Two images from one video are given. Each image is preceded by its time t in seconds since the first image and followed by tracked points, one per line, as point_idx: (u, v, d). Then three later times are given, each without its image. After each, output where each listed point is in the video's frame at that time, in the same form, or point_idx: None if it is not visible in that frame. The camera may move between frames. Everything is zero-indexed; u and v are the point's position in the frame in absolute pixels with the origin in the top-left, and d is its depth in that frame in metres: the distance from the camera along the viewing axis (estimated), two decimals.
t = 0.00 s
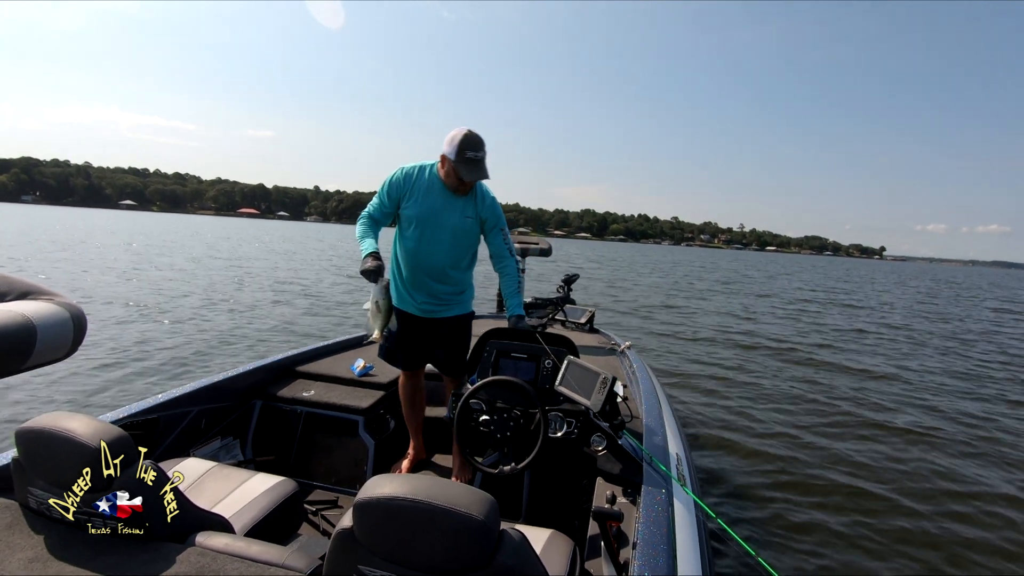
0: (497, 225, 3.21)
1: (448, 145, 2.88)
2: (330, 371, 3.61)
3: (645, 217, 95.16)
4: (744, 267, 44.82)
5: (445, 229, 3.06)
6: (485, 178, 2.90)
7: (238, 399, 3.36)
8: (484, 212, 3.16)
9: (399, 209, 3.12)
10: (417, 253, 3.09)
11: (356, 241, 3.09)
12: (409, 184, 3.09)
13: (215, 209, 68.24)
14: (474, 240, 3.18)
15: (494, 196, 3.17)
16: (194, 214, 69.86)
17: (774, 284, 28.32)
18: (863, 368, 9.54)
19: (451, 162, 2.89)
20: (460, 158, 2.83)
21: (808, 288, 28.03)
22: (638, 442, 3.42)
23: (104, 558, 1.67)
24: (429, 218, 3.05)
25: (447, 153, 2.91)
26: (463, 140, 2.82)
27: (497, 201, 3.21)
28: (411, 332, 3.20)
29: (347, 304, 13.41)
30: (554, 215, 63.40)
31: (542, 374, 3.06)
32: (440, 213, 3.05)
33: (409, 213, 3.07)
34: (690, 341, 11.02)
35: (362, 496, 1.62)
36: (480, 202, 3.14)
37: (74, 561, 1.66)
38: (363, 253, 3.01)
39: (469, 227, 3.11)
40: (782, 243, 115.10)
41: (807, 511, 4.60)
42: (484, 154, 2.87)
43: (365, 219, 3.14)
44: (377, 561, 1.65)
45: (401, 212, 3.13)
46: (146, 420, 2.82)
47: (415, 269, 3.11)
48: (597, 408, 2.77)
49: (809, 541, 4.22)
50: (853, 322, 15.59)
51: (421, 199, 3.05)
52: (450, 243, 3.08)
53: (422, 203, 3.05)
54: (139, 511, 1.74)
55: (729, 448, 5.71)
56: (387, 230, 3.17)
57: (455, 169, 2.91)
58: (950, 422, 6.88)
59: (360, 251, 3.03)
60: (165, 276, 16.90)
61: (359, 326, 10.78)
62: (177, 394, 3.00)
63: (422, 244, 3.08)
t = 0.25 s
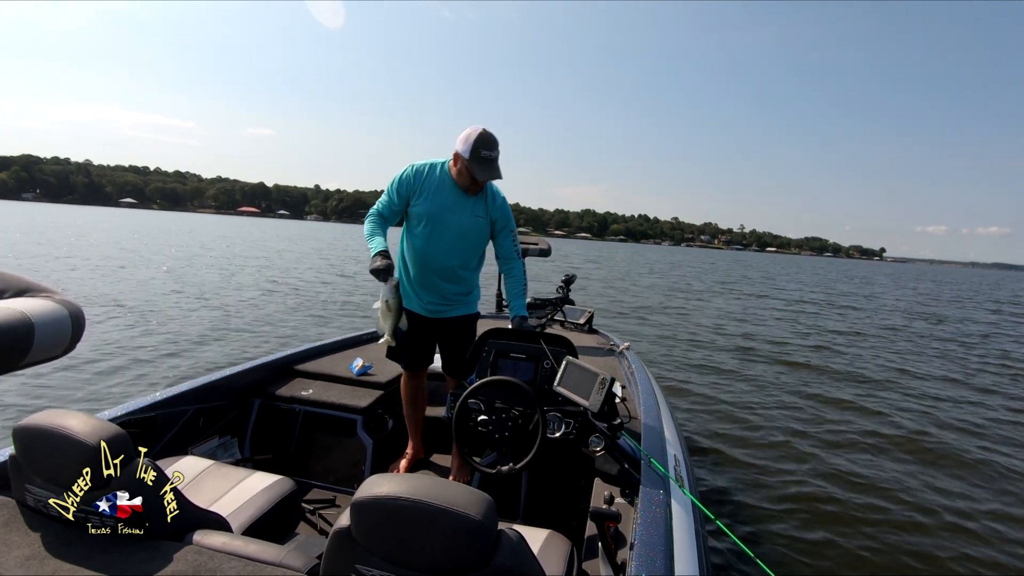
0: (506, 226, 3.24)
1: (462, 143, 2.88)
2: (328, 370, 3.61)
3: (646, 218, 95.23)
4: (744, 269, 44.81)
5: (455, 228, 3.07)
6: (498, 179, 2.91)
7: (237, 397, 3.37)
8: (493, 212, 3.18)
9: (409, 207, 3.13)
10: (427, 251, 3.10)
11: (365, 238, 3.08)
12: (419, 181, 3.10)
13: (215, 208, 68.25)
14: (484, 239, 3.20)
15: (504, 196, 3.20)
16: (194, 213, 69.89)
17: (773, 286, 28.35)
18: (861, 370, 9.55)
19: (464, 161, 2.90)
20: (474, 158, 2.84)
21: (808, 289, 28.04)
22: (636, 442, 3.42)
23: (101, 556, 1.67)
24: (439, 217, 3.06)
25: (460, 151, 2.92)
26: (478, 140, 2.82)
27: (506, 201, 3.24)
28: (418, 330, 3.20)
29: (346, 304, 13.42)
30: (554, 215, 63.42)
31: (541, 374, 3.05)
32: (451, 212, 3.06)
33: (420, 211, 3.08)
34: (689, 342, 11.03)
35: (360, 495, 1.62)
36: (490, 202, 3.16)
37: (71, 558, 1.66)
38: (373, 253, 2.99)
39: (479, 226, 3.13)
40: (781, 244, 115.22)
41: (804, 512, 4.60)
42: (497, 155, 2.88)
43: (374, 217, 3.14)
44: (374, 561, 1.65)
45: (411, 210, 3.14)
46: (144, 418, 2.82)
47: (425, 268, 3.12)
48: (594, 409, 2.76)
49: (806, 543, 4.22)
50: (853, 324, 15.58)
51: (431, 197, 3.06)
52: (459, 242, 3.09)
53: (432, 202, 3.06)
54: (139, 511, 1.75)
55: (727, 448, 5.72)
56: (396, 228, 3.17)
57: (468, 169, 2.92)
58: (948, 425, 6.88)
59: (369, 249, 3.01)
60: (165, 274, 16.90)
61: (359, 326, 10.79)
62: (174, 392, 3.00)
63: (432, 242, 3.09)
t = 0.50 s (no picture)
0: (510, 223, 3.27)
1: (469, 138, 2.89)
2: (326, 365, 3.62)
3: (646, 218, 95.19)
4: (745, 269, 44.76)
5: (461, 224, 3.09)
6: (505, 174, 2.93)
7: (234, 391, 3.38)
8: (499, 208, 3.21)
9: (414, 202, 3.14)
10: (432, 247, 3.12)
11: (371, 234, 3.08)
12: (425, 177, 3.12)
13: (216, 208, 68.29)
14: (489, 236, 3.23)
15: (509, 192, 3.24)
16: (195, 213, 69.95)
17: (773, 286, 28.34)
18: (860, 369, 9.56)
19: (472, 156, 2.91)
20: (481, 152, 2.85)
21: (809, 290, 28.03)
22: (633, 442, 3.43)
23: (95, 548, 1.69)
24: (446, 213, 3.08)
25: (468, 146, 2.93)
26: (485, 135, 2.83)
27: (511, 198, 3.28)
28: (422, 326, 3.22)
29: (346, 303, 13.45)
30: (555, 215, 63.39)
31: (539, 373, 3.04)
32: (457, 208, 3.08)
33: (426, 207, 3.09)
34: (687, 342, 11.04)
35: (355, 490, 1.63)
36: (496, 198, 3.19)
37: (65, 550, 1.67)
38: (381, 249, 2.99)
39: (486, 222, 3.16)
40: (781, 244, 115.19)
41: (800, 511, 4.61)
42: (504, 150, 2.89)
43: (380, 213, 3.14)
44: (368, 556, 1.66)
45: (417, 206, 3.15)
46: (140, 411, 2.83)
47: (430, 263, 3.13)
48: (590, 408, 2.76)
49: (801, 542, 4.23)
50: (853, 324, 15.57)
51: (438, 192, 3.08)
52: (465, 238, 3.11)
53: (439, 197, 3.07)
54: (139, 511, 1.77)
55: (724, 446, 5.73)
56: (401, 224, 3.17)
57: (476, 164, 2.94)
58: (946, 425, 6.88)
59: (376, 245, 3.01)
60: (166, 274, 16.93)
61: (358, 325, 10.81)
62: (171, 385, 3.01)
63: (438, 238, 3.11)
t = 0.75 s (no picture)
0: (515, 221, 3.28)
1: (476, 136, 2.90)
2: (324, 362, 3.63)
3: (646, 218, 95.23)
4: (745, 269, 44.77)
5: (466, 221, 3.09)
6: (511, 172, 2.94)
7: (232, 388, 3.39)
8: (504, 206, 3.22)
9: (420, 200, 3.15)
10: (437, 245, 3.12)
11: (376, 232, 3.09)
12: (431, 174, 3.12)
13: (217, 209, 68.38)
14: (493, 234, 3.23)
15: (514, 190, 3.24)
16: (196, 214, 70.06)
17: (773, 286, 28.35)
18: (860, 370, 9.56)
19: (479, 154, 2.92)
20: (488, 151, 2.86)
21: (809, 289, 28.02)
22: (630, 442, 3.44)
23: (92, 543, 1.69)
24: (451, 210, 3.08)
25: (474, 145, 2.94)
26: (492, 135, 2.84)
27: (516, 196, 3.28)
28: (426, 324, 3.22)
29: (346, 304, 13.49)
30: (555, 216, 63.41)
31: (537, 372, 3.04)
32: (462, 205, 3.08)
33: (431, 205, 3.10)
34: (687, 342, 11.06)
35: (352, 488, 1.64)
36: (501, 196, 3.20)
37: (62, 545, 1.68)
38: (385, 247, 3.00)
39: (490, 220, 3.16)
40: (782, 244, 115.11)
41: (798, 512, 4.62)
42: (511, 149, 2.90)
43: (385, 210, 3.15)
44: (365, 554, 1.67)
45: (421, 203, 3.16)
46: (139, 407, 2.84)
47: (435, 261, 3.14)
48: (588, 407, 2.76)
49: (799, 543, 4.24)
50: (853, 324, 15.57)
51: (443, 190, 3.08)
52: (470, 236, 3.12)
53: (444, 195, 3.08)
54: (139, 511, 1.77)
55: (723, 447, 5.75)
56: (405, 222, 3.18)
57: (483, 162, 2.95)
58: (945, 426, 6.89)
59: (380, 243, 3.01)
60: (167, 275, 16.98)
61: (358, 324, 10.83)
62: (169, 380, 3.01)
63: (442, 235, 3.11)
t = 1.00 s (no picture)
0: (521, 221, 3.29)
1: (483, 136, 2.90)
2: (325, 364, 3.63)
3: (647, 219, 95.22)
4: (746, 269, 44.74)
5: (472, 221, 3.10)
6: (517, 173, 2.94)
7: (233, 390, 3.39)
8: (510, 206, 3.23)
9: (425, 200, 3.15)
10: (443, 245, 3.12)
11: (382, 233, 3.08)
12: (437, 175, 3.12)
13: (218, 211, 68.48)
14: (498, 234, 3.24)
15: (519, 190, 3.24)
16: (197, 217, 70.19)
17: (774, 285, 28.33)
18: (862, 369, 9.55)
19: (485, 155, 2.93)
20: (495, 151, 2.86)
21: (811, 289, 27.99)
22: (632, 442, 3.43)
23: (94, 546, 1.69)
24: (457, 210, 3.08)
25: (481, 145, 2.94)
26: (499, 135, 2.84)
27: (521, 196, 3.29)
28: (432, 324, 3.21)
29: (347, 306, 13.50)
30: (556, 217, 63.43)
31: (538, 372, 3.04)
32: (468, 205, 3.08)
33: (437, 205, 3.10)
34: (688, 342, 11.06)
35: (354, 489, 1.64)
36: (507, 196, 3.21)
37: (64, 548, 1.68)
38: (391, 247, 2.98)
39: (496, 221, 3.16)
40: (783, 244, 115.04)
41: (800, 511, 4.61)
42: (518, 150, 2.91)
43: (390, 211, 3.15)
44: (367, 555, 1.67)
45: (427, 204, 3.16)
46: (140, 409, 2.84)
47: (441, 262, 3.13)
48: (590, 407, 2.76)
49: (801, 542, 4.23)
50: (854, 323, 15.56)
51: (449, 190, 3.08)
52: (475, 236, 3.12)
53: (450, 196, 3.08)
54: (139, 511, 1.78)
55: (724, 446, 5.74)
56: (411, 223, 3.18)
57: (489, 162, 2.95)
58: (947, 424, 6.88)
59: (386, 244, 3.00)
60: (168, 277, 17.01)
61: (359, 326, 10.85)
62: (171, 383, 3.02)
63: (449, 236, 3.11)
